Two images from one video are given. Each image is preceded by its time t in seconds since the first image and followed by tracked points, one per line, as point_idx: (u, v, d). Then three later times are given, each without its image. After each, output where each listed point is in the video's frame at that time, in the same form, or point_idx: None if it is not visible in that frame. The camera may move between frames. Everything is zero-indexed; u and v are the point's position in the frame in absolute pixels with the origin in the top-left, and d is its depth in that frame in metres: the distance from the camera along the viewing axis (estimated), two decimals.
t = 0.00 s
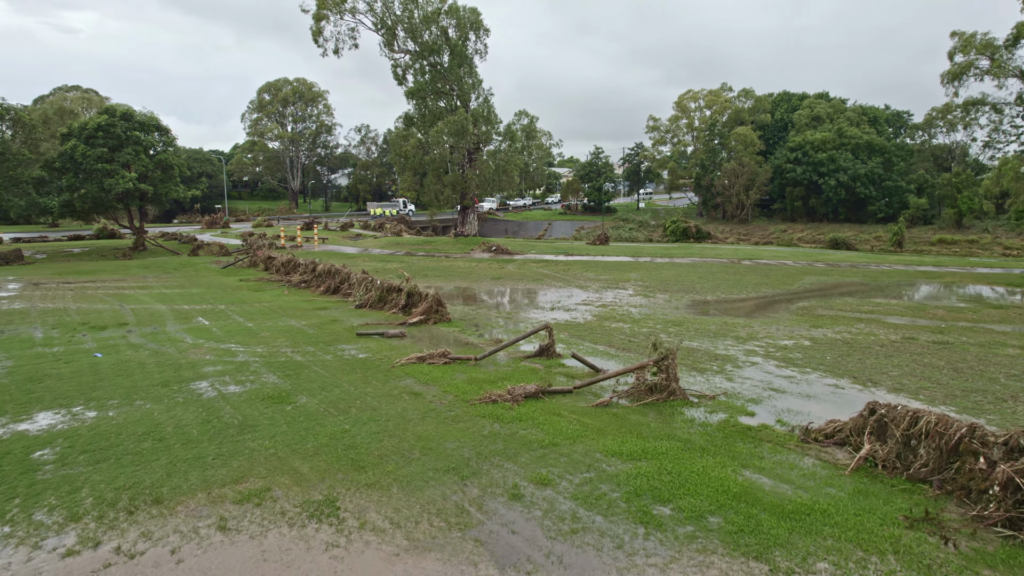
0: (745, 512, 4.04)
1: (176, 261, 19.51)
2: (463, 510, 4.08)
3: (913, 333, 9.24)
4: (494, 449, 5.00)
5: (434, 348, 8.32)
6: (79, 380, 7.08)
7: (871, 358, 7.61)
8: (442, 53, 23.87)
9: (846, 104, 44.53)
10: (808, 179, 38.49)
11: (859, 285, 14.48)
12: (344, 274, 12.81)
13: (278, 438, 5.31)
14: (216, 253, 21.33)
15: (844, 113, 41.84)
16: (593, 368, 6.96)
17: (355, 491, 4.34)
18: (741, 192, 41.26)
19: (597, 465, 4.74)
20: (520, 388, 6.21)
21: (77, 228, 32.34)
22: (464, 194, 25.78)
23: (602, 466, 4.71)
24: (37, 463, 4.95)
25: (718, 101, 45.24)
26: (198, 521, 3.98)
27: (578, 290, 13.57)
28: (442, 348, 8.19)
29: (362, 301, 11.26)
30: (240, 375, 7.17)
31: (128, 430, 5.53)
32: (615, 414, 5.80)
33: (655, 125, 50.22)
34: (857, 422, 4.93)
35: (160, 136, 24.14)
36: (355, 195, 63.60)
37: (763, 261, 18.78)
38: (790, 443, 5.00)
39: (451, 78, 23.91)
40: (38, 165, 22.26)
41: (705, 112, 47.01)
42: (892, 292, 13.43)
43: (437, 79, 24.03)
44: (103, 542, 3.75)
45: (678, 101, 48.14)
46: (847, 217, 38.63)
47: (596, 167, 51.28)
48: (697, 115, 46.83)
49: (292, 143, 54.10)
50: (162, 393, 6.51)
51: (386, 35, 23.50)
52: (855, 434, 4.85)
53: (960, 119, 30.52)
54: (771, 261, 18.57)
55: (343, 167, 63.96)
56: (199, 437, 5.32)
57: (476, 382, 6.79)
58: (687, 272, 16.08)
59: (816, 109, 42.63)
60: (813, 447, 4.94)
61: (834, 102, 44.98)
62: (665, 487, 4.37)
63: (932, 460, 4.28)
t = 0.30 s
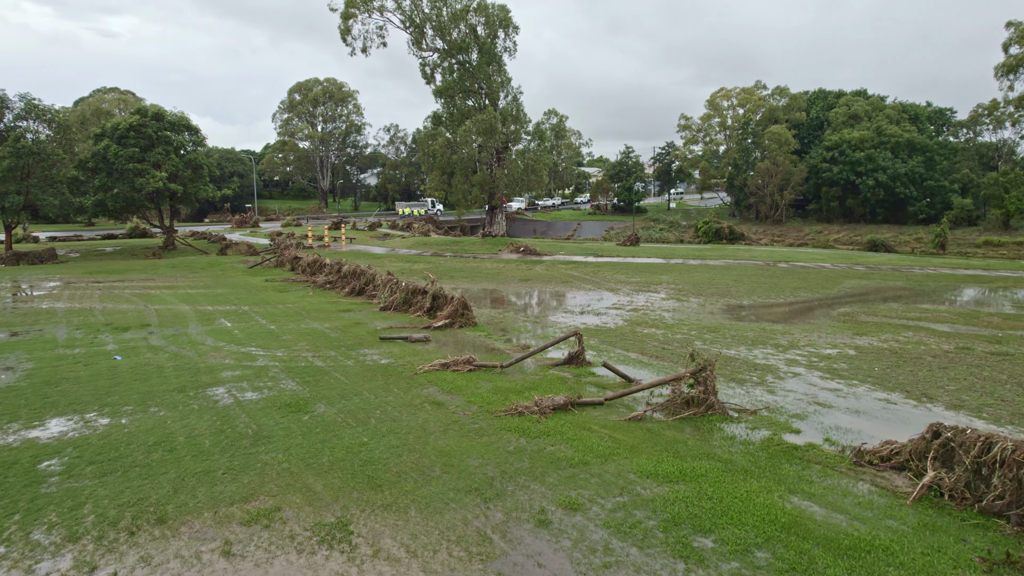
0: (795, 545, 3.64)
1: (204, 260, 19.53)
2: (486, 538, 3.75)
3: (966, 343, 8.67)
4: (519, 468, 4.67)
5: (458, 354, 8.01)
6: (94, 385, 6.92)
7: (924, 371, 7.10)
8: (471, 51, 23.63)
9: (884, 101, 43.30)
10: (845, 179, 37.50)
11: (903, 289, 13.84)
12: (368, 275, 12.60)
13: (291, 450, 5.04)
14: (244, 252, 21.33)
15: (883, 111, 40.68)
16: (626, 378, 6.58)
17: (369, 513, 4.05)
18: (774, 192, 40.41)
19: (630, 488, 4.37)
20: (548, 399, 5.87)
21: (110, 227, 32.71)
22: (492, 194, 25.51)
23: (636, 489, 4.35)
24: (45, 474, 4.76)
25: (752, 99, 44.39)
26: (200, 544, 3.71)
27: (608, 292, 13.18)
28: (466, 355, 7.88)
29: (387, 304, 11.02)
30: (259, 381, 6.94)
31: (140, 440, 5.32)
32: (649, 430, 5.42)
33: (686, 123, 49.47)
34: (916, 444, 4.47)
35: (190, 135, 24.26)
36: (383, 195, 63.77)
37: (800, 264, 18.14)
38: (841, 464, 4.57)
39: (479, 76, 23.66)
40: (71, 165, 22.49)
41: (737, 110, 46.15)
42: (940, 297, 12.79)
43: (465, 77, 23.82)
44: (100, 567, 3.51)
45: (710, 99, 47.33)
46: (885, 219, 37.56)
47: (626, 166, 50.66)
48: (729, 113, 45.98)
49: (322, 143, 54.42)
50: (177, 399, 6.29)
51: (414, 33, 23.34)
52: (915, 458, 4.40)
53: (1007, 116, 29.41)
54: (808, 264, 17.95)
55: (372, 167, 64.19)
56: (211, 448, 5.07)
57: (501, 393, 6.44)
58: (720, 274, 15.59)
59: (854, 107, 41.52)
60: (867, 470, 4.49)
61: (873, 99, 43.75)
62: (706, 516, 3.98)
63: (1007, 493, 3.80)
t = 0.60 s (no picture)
0: None
1: (232, 260, 19.57)
2: (509, 565, 3.48)
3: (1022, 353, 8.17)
4: (545, 486, 4.39)
5: (483, 360, 7.76)
6: (114, 387, 6.81)
7: (979, 384, 6.66)
8: (499, 49, 23.40)
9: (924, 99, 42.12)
10: (882, 179, 36.53)
11: (948, 294, 13.26)
12: (394, 276, 12.43)
13: (308, 462, 4.83)
14: (271, 252, 21.32)
15: (923, 108, 39.55)
16: (658, 388, 6.26)
17: (386, 534, 3.81)
18: (808, 192, 39.58)
19: (665, 510, 4.07)
20: (577, 410, 5.60)
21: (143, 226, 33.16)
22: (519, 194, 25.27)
23: (671, 512, 4.05)
24: (56, 483, 4.62)
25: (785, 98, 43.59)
26: (207, 566, 3.51)
27: (638, 295, 12.85)
28: (491, 360, 7.62)
29: (412, 305, 10.84)
30: (278, 386, 6.77)
31: (153, 448, 5.15)
32: (684, 446, 5.11)
33: (717, 123, 48.76)
34: (981, 468, 4.09)
35: (219, 135, 24.43)
36: (411, 195, 63.91)
37: (838, 266, 17.57)
38: (894, 488, 4.21)
39: (507, 75, 23.43)
40: (105, 165, 22.79)
41: (770, 109, 45.33)
42: (987, 303, 12.20)
43: (493, 76, 23.64)
44: None
45: (742, 98, 46.58)
46: (925, 220, 36.27)
47: (655, 166, 50.07)
48: (762, 112, 45.22)
49: (351, 143, 54.68)
50: (195, 405, 6.14)
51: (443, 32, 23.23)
52: (980, 484, 4.03)
53: None
54: (845, 267, 17.37)
55: (400, 167, 64.36)
56: (225, 459, 4.89)
57: (528, 401, 6.17)
58: (755, 277, 15.13)
59: (892, 105, 40.45)
60: (927, 496, 4.12)
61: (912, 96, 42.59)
62: (748, 545, 3.66)
63: None
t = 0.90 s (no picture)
0: None
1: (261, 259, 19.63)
2: None
3: None
4: (572, 502, 4.16)
5: (509, 364, 7.55)
6: (136, 389, 6.75)
7: None
8: (528, 48, 23.20)
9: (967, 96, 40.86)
10: (923, 179, 35.51)
11: (995, 299, 12.70)
12: (420, 277, 12.29)
13: (326, 471, 4.67)
14: (299, 252, 21.31)
15: (966, 106, 38.36)
16: (691, 397, 5.99)
17: (403, 552, 3.62)
18: (844, 192, 38.69)
19: (700, 532, 3.82)
20: (606, 420, 5.36)
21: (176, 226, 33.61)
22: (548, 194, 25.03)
23: (706, 534, 3.79)
24: (70, 490, 4.51)
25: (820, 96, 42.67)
26: None
27: (668, 298, 12.53)
28: (517, 365, 7.41)
29: (437, 307, 10.68)
30: (299, 390, 6.64)
31: (170, 453, 5.03)
32: (718, 461, 4.84)
33: (750, 122, 47.94)
34: None
35: (249, 135, 24.61)
36: (440, 195, 63.98)
37: (877, 269, 17.01)
38: (950, 513, 3.91)
39: (536, 73, 23.21)
40: (138, 165, 23.07)
41: (805, 107, 44.42)
42: None
43: (521, 75, 23.44)
44: None
45: (775, 96, 45.74)
46: (968, 221, 34.96)
47: (686, 165, 49.38)
48: (796, 110, 44.34)
49: (381, 143, 54.90)
50: (215, 409, 6.03)
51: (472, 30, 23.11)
52: None
53: None
54: (884, 270, 16.79)
55: (429, 167, 64.49)
56: (241, 467, 4.75)
57: (555, 410, 5.95)
58: (790, 280, 14.69)
59: (933, 102, 39.31)
60: (988, 524, 3.80)
61: (954, 94, 41.35)
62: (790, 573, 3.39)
63: None
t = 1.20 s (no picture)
0: None
1: (291, 259, 19.73)
2: None
3: None
4: (600, 518, 3.97)
5: (537, 369, 7.38)
6: (161, 390, 6.72)
7: None
8: (558, 47, 22.99)
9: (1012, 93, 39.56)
10: (966, 178, 34.43)
11: None
12: (447, 277, 12.17)
13: (345, 479, 4.53)
14: (328, 252, 21.20)
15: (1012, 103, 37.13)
16: (725, 406, 5.74)
17: (423, 569, 3.47)
18: (882, 192, 37.77)
19: (736, 554, 3.60)
20: (636, 430, 5.15)
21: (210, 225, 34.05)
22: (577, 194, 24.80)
23: (743, 555, 3.57)
24: (88, 494, 4.44)
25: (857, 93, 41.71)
26: None
27: (700, 301, 12.25)
28: (543, 370, 7.23)
29: (464, 308, 10.54)
30: (322, 393, 6.54)
31: (191, 458, 4.96)
32: (755, 475, 4.60)
33: (785, 120, 47.06)
34: None
35: (280, 136, 24.79)
36: (469, 195, 64.01)
37: (918, 272, 16.44)
38: (1011, 540, 3.63)
39: (566, 72, 22.98)
40: (172, 165, 23.36)
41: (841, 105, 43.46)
42: None
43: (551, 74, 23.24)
44: None
45: (811, 94, 44.83)
46: (1013, 222, 33.77)
47: (718, 165, 48.64)
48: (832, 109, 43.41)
49: (411, 143, 55.06)
50: (237, 412, 5.95)
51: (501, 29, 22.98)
52: None
53: None
54: (925, 273, 16.24)
55: (458, 166, 64.56)
56: (261, 473, 4.64)
57: (583, 417, 5.75)
58: (826, 283, 14.27)
59: (977, 99, 38.11)
60: None
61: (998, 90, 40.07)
62: None
63: None
